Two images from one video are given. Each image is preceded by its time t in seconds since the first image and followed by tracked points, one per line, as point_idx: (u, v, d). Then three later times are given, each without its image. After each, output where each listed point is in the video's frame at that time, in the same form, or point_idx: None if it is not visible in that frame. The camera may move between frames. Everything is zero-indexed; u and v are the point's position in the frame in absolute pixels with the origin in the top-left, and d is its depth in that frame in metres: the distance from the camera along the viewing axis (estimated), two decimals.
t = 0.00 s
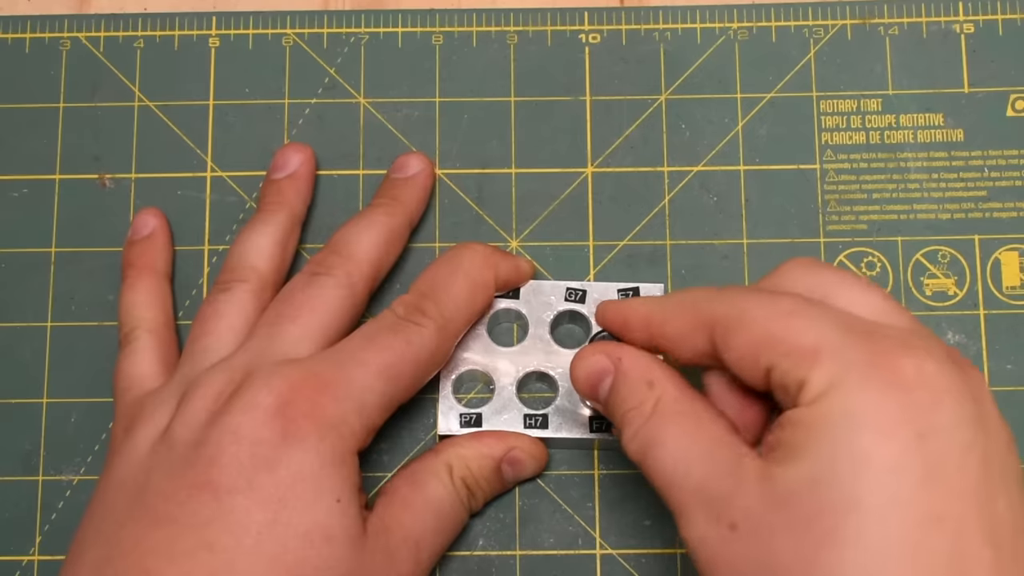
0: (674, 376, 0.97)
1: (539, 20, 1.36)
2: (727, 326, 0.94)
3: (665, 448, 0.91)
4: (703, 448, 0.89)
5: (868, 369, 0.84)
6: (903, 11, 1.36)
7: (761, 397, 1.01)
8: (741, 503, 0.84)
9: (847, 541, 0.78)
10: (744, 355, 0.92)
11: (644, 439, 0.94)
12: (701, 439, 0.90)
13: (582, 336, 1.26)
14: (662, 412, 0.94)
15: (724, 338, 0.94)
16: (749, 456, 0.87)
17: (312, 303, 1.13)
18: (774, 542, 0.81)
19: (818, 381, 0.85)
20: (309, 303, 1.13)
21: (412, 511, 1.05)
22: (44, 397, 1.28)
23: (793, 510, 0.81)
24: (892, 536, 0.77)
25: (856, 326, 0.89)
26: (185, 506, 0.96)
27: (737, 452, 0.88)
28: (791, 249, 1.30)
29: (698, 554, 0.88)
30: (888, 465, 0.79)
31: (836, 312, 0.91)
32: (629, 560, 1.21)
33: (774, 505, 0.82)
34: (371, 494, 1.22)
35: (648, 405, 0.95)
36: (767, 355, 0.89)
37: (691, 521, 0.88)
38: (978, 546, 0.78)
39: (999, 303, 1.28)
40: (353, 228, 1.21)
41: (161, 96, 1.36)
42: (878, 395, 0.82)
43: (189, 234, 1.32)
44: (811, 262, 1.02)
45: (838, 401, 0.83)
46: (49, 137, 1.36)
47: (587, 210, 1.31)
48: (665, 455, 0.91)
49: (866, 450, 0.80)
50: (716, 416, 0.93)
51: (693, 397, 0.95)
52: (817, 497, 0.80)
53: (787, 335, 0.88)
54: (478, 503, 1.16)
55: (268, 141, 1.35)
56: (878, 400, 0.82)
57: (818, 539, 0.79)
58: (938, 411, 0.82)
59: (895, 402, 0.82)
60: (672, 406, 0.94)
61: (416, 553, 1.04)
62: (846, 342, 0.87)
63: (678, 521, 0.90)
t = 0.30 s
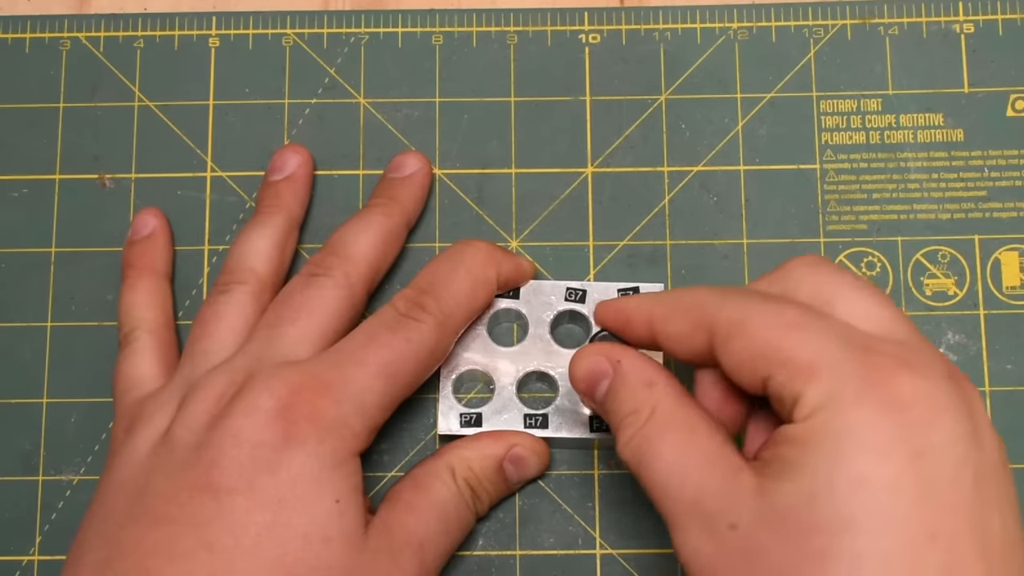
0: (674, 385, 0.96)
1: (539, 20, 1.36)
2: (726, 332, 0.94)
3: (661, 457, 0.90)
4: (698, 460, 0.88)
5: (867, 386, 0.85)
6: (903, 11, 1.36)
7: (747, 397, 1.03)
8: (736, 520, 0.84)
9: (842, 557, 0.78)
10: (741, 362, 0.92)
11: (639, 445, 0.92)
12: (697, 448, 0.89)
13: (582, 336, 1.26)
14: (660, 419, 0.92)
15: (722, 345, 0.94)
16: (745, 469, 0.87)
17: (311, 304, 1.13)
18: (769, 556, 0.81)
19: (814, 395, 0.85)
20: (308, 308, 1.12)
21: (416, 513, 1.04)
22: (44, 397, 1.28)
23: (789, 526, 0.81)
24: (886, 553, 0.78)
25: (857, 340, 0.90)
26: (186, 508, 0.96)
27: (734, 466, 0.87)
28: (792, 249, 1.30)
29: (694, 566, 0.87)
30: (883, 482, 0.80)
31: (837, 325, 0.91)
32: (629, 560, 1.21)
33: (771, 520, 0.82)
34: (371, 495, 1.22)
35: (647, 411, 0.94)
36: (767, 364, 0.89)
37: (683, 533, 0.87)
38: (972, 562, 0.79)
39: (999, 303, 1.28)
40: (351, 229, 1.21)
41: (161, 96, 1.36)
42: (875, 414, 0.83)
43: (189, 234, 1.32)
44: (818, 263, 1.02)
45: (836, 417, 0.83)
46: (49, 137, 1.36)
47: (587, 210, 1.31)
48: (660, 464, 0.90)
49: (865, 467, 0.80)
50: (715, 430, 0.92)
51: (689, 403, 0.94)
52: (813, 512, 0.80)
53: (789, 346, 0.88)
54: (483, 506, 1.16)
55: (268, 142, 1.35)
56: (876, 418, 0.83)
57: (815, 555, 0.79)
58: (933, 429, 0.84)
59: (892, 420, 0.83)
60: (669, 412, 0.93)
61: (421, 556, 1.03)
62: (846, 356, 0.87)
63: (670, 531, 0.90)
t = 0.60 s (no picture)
0: (675, 390, 0.96)
1: (539, 20, 1.36)
2: (728, 344, 0.94)
3: (657, 463, 0.90)
4: (693, 468, 0.88)
5: (868, 411, 0.85)
6: (903, 11, 1.36)
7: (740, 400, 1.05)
8: (728, 532, 0.84)
9: None
10: (743, 377, 0.91)
11: (637, 450, 0.93)
12: (694, 457, 0.89)
13: (582, 336, 1.26)
14: (659, 424, 0.92)
15: (723, 357, 0.94)
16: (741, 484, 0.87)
17: (312, 306, 1.12)
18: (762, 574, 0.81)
19: (813, 416, 0.86)
20: (309, 311, 1.12)
21: (412, 512, 1.04)
22: (44, 397, 1.28)
23: (784, 545, 0.81)
24: None
25: (860, 363, 0.89)
26: (186, 509, 0.96)
27: (729, 478, 0.87)
28: (792, 249, 1.30)
29: None
30: (877, 506, 0.80)
31: (840, 346, 0.91)
32: (629, 560, 1.21)
33: (764, 537, 0.82)
34: (371, 495, 1.22)
35: (646, 415, 0.94)
36: (766, 380, 0.89)
37: (676, 544, 0.88)
38: None
39: (999, 303, 1.28)
40: (353, 231, 1.21)
41: (161, 97, 1.36)
42: (874, 438, 0.83)
43: (189, 235, 1.32)
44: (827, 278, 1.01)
45: (834, 440, 0.83)
46: (49, 136, 1.36)
47: (587, 210, 1.31)
48: (655, 470, 0.90)
49: (861, 492, 0.81)
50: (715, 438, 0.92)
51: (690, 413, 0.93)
52: (807, 533, 0.80)
53: (791, 366, 0.88)
54: (481, 506, 1.16)
55: (269, 142, 1.35)
56: (874, 442, 0.83)
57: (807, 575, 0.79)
58: (930, 456, 0.83)
59: (890, 445, 0.83)
60: (670, 418, 0.93)
61: (417, 554, 1.03)
62: (849, 378, 0.87)
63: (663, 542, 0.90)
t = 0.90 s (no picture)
0: (673, 392, 0.95)
1: (539, 20, 1.36)
2: (721, 336, 0.94)
3: (658, 466, 0.90)
4: (694, 468, 0.88)
5: (860, 401, 0.85)
6: (903, 11, 1.36)
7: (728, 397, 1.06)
8: (730, 530, 0.84)
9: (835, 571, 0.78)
10: (736, 369, 0.92)
11: (639, 452, 0.92)
12: (693, 454, 0.89)
13: (582, 336, 1.26)
14: (661, 425, 0.92)
15: (716, 349, 0.94)
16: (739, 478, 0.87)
17: (312, 307, 1.12)
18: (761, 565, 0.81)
19: (806, 407, 0.86)
20: (302, 312, 1.12)
21: (411, 512, 1.04)
22: (44, 397, 1.28)
23: (784, 538, 0.81)
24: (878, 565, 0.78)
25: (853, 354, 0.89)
26: (186, 510, 0.96)
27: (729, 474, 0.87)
28: (792, 249, 1.30)
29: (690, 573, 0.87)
30: (872, 495, 0.80)
31: (831, 336, 0.91)
32: (629, 560, 1.21)
33: (763, 531, 0.82)
34: (371, 495, 1.22)
35: (647, 418, 0.93)
36: (761, 371, 0.90)
37: (679, 544, 0.88)
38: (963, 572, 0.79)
39: (999, 303, 1.28)
40: (353, 232, 1.21)
41: (161, 96, 1.36)
42: (866, 428, 0.83)
43: (189, 235, 1.32)
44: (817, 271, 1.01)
45: (827, 429, 0.84)
46: (49, 137, 1.36)
47: (587, 210, 1.31)
48: (657, 472, 0.90)
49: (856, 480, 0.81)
50: (713, 437, 0.92)
51: (690, 414, 0.93)
52: (804, 525, 0.80)
53: (784, 358, 0.88)
54: (481, 506, 1.16)
55: (269, 142, 1.35)
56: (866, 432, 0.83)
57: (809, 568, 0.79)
58: (920, 443, 0.84)
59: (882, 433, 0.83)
60: (671, 421, 0.92)
61: (416, 554, 1.02)
62: (842, 370, 0.87)
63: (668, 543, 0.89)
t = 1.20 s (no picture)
0: (680, 418, 0.99)
1: (539, 20, 1.36)
2: (696, 354, 0.97)
3: (673, 489, 0.93)
4: (705, 483, 0.91)
5: (830, 391, 0.87)
6: (903, 11, 1.36)
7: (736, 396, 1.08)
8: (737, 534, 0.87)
9: (836, 557, 0.80)
10: (718, 384, 0.95)
11: (660, 482, 0.95)
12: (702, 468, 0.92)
13: (582, 335, 1.26)
14: (673, 452, 0.95)
15: (694, 367, 0.98)
16: (742, 484, 0.89)
17: (312, 308, 1.12)
18: (769, 562, 0.84)
19: (782, 409, 0.89)
20: (303, 314, 1.12)
21: (411, 511, 1.04)
22: (44, 397, 1.28)
23: (784, 532, 0.83)
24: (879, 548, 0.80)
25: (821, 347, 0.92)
26: (185, 511, 0.96)
27: (733, 481, 0.90)
28: (792, 249, 1.30)
29: None
30: (857, 479, 0.82)
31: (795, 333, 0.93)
32: (629, 560, 1.21)
33: (764, 528, 0.85)
34: (371, 495, 1.22)
35: (660, 448, 0.97)
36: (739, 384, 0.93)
37: (702, 555, 0.90)
38: (961, 540, 0.81)
39: (999, 303, 1.28)
40: (352, 233, 1.21)
41: (161, 96, 1.36)
42: (841, 416, 0.85)
43: (189, 235, 1.32)
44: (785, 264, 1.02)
45: (804, 425, 0.86)
46: (49, 137, 1.36)
47: (587, 210, 1.31)
48: (679, 496, 0.92)
49: (847, 467, 0.83)
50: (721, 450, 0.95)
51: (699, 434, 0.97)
52: (797, 517, 0.83)
53: (752, 365, 0.91)
54: (481, 506, 1.16)
55: (269, 142, 1.35)
56: (847, 420, 0.85)
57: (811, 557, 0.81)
58: (898, 419, 0.85)
59: (862, 418, 0.85)
60: (681, 447, 0.96)
61: (415, 554, 1.03)
62: (811, 367, 0.89)
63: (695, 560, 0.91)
